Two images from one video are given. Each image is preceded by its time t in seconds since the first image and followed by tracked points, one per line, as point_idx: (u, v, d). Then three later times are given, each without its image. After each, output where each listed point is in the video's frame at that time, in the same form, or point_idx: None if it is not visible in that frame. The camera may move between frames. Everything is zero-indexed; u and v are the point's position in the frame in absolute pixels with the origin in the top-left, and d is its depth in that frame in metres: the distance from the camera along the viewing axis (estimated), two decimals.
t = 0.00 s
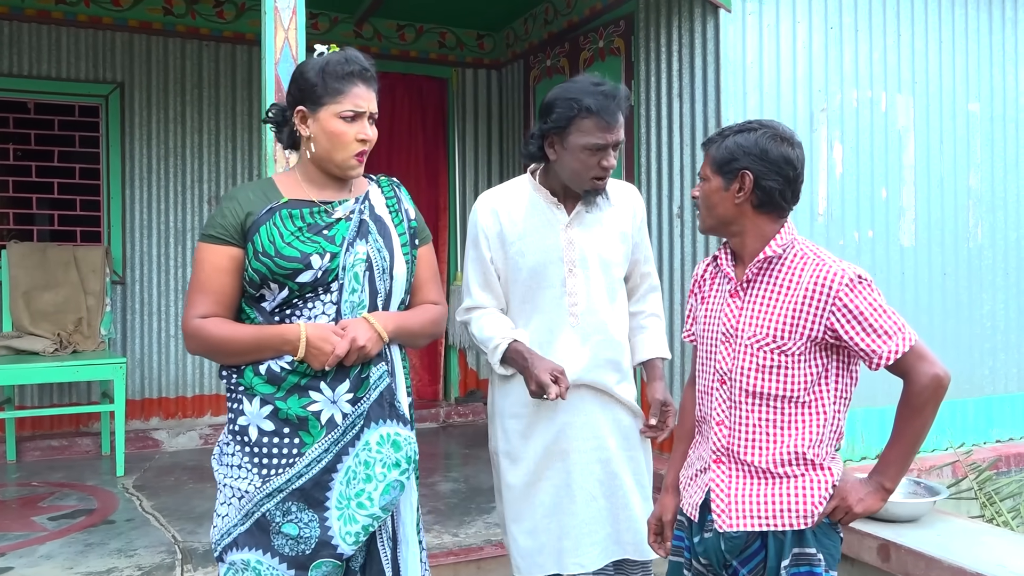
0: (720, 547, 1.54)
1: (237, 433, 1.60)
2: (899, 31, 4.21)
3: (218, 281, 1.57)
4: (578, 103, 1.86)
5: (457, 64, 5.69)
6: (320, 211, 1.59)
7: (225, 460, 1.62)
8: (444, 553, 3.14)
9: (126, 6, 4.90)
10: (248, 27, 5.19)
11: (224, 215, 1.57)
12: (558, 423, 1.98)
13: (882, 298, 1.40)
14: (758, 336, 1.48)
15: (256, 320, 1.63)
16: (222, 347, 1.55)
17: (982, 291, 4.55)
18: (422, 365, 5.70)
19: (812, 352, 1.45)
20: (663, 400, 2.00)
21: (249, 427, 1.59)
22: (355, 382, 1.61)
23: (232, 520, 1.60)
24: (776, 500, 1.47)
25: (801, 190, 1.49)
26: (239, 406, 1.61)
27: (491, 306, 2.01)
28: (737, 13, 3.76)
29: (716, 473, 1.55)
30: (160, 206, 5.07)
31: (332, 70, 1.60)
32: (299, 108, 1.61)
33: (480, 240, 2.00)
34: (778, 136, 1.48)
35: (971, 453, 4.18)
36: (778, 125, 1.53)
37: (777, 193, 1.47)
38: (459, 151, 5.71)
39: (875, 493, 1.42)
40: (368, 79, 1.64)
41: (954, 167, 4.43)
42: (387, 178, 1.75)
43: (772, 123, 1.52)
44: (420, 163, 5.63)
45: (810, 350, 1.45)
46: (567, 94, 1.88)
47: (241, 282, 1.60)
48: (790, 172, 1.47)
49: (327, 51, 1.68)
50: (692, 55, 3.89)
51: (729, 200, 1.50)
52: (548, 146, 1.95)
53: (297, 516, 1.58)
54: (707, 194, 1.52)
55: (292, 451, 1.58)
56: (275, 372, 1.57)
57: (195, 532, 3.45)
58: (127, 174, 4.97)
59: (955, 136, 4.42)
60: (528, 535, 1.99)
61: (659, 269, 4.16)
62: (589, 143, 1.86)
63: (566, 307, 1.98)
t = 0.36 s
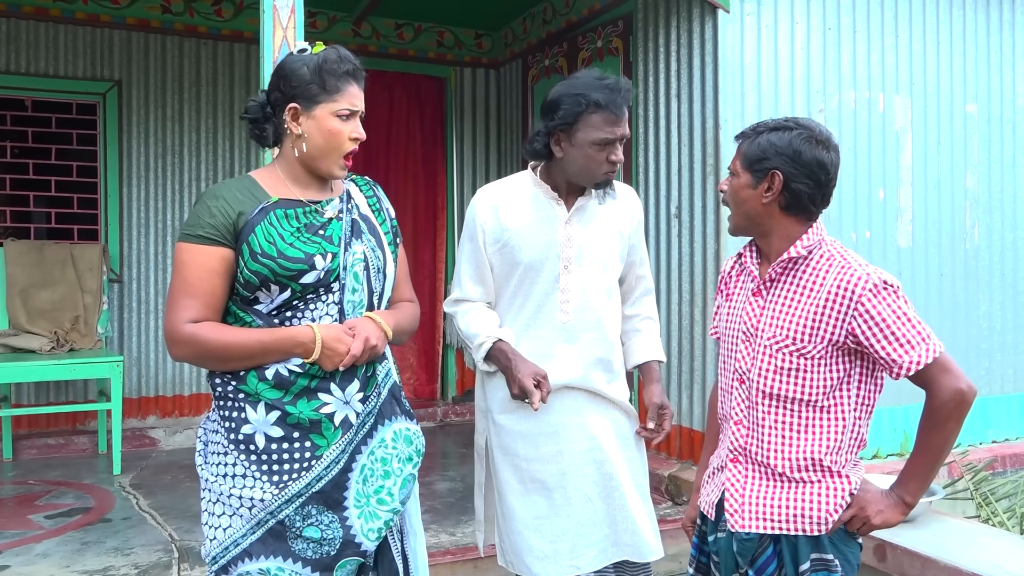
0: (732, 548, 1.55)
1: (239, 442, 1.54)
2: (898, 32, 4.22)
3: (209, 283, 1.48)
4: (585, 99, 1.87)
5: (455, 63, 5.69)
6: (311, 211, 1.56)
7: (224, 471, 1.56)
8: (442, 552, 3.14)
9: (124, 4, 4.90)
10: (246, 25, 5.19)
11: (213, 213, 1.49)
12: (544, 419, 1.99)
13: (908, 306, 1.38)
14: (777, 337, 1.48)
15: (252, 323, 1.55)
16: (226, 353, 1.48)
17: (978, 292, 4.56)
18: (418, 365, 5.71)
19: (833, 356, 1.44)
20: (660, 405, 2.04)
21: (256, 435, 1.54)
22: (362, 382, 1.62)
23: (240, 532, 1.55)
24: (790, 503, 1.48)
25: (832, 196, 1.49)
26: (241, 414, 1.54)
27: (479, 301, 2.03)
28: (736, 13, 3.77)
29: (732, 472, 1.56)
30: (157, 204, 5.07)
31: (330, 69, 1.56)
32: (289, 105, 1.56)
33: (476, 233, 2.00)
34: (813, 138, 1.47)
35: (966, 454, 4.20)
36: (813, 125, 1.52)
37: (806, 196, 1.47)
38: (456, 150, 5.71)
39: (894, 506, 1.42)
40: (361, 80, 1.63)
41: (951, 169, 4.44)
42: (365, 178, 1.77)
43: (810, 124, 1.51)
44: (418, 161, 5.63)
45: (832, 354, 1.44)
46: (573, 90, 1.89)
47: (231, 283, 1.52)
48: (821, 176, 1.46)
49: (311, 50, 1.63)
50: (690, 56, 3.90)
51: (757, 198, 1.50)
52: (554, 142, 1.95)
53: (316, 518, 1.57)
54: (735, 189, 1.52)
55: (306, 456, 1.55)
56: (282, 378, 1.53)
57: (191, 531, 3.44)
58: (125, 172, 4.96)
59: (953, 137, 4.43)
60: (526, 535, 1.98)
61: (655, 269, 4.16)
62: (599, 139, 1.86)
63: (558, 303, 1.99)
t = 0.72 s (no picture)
0: (734, 547, 1.56)
1: (242, 450, 1.52)
2: (894, 33, 4.23)
3: (204, 288, 1.46)
4: (584, 97, 1.88)
5: (452, 64, 5.70)
6: (301, 212, 1.57)
7: (227, 478, 1.53)
8: (439, 553, 3.14)
9: (120, 4, 4.89)
10: (243, 26, 5.18)
11: (204, 216, 1.47)
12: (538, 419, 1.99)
13: (919, 317, 1.35)
14: (784, 341, 1.49)
15: (248, 327, 1.54)
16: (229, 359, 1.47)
17: (974, 292, 4.57)
18: (415, 365, 5.71)
19: (840, 363, 1.44)
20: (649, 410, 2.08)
21: (262, 440, 1.53)
22: (362, 382, 1.63)
23: (247, 540, 1.53)
24: (790, 507, 1.48)
25: (847, 196, 1.48)
26: (243, 422, 1.53)
27: (473, 299, 2.03)
28: (732, 14, 3.77)
29: (739, 472, 1.59)
30: (153, 205, 5.06)
31: (314, 69, 1.57)
32: (270, 103, 1.56)
33: (473, 233, 2.00)
34: (823, 138, 1.46)
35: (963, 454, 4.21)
36: (828, 125, 1.51)
37: (818, 198, 1.46)
38: (453, 151, 5.71)
39: (900, 518, 1.41)
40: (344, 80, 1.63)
41: (947, 169, 4.45)
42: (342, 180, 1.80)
43: (822, 123, 1.50)
44: (414, 161, 5.63)
45: (839, 361, 1.44)
46: (572, 89, 1.90)
47: (224, 286, 1.51)
48: (833, 176, 1.45)
49: (290, 48, 1.63)
50: (687, 56, 3.90)
51: (769, 202, 1.51)
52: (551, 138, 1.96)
53: (326, 519, 1.57)
54: (748, 193, 1.53)
55: (314, 458, 1.55)
56: (286, 382, 1.52)
57: (188, 532, 3.44)
58: (121, 173, 4.96)
59: (948, 138, 4.44)
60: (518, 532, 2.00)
61: (652, 269, 4.17)
62: (596, 137, 1.87)
63: (550, 302, 1.99)
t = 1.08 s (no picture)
0: (731, 547, 1.57)
1: (238, 451, 1.52)
2: (888, 33, 4.24)
3: (196, 291, 1.46)
4: (579, 100, 1.82)
5: (447, 64, 5.70)
6: (291, 212, 1.57)
7: (222, 481, 1.53)
8: (436, 552, 3.14)
9: (115, 4, 4.89)
10: (238, 26, 5.18)
11: (193, 218, 1.47)
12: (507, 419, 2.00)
13: (915, 312, 1.37)
14: (783, 339, 1.49)
15: (241, 329, 1.54)
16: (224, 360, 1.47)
17: (969, 290, 4.59)
18: (411, 365, 5.72)
19: (838, 360, 1.45)
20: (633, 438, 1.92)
21: (257, 442, 1.53)
22: (356, 381, 1.64)
23: (244, 542, 1.53)
24: (789, 507, 1.48)
25: (834, 192, 1.48)
26: (239, 424, 1.53)
27: (473, 287, 2.08)
28: (727, 14, 3.78)
29: (736, 473, 1.58)
30: (149, 205, 5.06)
31: (303, 70, 1.56)
32: (258, 104, 1.56)
33: (473, 223, 2.04)
34: (802, 140, 1.47)
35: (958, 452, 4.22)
36: (807, 125, 1.52)
37: (806, 199, 1.47)
38: (449, 151, 5.72)
39: (897, 515, 1.42)
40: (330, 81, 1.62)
41: (941, 168, 4.47)
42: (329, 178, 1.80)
43: (798, 124, 1.51)
44: (410, 161, 5.63)
45: (837, 358, 1.44)
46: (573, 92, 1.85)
47: (215, 287, 1.50)
48: (817, 176, 1.46)
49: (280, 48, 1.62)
50: (682, 56, 3.91)
51: (757, 208, 1.51)
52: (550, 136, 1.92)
53: (324, 519, 1.58)
54: (735, 202, 1.54)
55: (310, 458, 1.56)
56: (281, 383, 1.53)
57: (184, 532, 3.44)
58: (116, 173, 4.95)
59: (943, 137, 4.46)
60: (490, 521, 2.04)
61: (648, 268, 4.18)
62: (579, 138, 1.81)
63: (526, 302, 1.96)
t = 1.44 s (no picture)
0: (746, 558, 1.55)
1: (229, 450, 1.53)
2: (882, 30, 4.25)
3: (186, 291, 1.47)
4: (585, 95, 1.86)
5: (443, 63, 5.70)
6: (282, 212, 1.58)
7: (214, 479, 1.54)
8: (433, 551, 3.15)
9: (109, 5, 4.88)
10: (233, 26, 5.17)
11: (184, 218, 1.48)
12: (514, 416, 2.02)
13: (924, 308, 1.42)
14: (796, 341, 1.48)
15: (232, 329, 1.55)
16: (212, 359, 1.47)
17: (963, 287, 4.60)
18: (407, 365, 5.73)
19: (850, 358, 1.46)
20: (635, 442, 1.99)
21: (249, 441, 1.53)
22: (349, 380, 1.64)
23: (235, 541, 1.54)
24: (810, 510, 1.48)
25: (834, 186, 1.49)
26: (230, 422, 1.53)
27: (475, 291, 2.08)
28: (721, 12, 3.79)
29: (744, 482, 1.54)
30: (144, 206, 5.05)
31: (295, 72, 1.56)
32: (250, 105, 1.56)
33: (478, 230, 2.03)
34: (806, 132, 1.47)
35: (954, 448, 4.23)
36: (806, 118, 1.52)
37: (809, 192, 1.47)
38: (444, 150, 5.72)
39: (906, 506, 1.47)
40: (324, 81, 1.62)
41: (936, 166, 4.48)
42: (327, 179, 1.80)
43: (800, 116, 1.51)
44: (405, 160, 5.63)
45: (849, 356, 1.46)
46: (575, 88, 1.88)
47: (206, 289, 1.51)
48: (820, 169, 1.46)
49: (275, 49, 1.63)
50: (677, 55, 3.91)
51: (758, 201, 1.51)
52: (552, 137, 1.93)
53: (314, 519, 1.58)
54: (735, 196, 1.53)
55: (302, 458, 1.56)
56: (271, 382, 1.53)
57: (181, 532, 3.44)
58: (111, 174, 4.95)
59: (937, 135, 4.47)
60: (496, 518, 2.05)
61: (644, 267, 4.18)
62: (595, 135, 1.83)
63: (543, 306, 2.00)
